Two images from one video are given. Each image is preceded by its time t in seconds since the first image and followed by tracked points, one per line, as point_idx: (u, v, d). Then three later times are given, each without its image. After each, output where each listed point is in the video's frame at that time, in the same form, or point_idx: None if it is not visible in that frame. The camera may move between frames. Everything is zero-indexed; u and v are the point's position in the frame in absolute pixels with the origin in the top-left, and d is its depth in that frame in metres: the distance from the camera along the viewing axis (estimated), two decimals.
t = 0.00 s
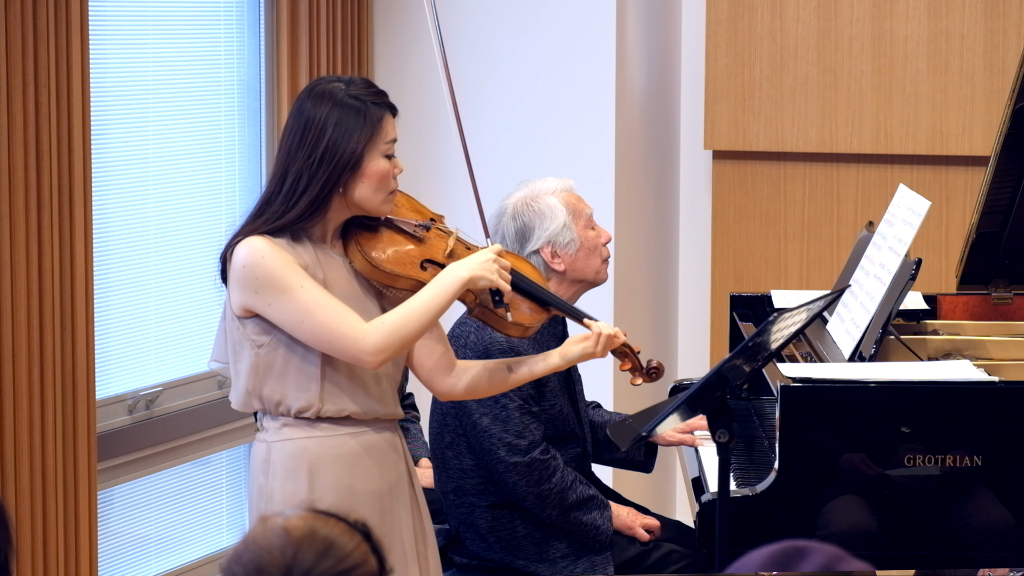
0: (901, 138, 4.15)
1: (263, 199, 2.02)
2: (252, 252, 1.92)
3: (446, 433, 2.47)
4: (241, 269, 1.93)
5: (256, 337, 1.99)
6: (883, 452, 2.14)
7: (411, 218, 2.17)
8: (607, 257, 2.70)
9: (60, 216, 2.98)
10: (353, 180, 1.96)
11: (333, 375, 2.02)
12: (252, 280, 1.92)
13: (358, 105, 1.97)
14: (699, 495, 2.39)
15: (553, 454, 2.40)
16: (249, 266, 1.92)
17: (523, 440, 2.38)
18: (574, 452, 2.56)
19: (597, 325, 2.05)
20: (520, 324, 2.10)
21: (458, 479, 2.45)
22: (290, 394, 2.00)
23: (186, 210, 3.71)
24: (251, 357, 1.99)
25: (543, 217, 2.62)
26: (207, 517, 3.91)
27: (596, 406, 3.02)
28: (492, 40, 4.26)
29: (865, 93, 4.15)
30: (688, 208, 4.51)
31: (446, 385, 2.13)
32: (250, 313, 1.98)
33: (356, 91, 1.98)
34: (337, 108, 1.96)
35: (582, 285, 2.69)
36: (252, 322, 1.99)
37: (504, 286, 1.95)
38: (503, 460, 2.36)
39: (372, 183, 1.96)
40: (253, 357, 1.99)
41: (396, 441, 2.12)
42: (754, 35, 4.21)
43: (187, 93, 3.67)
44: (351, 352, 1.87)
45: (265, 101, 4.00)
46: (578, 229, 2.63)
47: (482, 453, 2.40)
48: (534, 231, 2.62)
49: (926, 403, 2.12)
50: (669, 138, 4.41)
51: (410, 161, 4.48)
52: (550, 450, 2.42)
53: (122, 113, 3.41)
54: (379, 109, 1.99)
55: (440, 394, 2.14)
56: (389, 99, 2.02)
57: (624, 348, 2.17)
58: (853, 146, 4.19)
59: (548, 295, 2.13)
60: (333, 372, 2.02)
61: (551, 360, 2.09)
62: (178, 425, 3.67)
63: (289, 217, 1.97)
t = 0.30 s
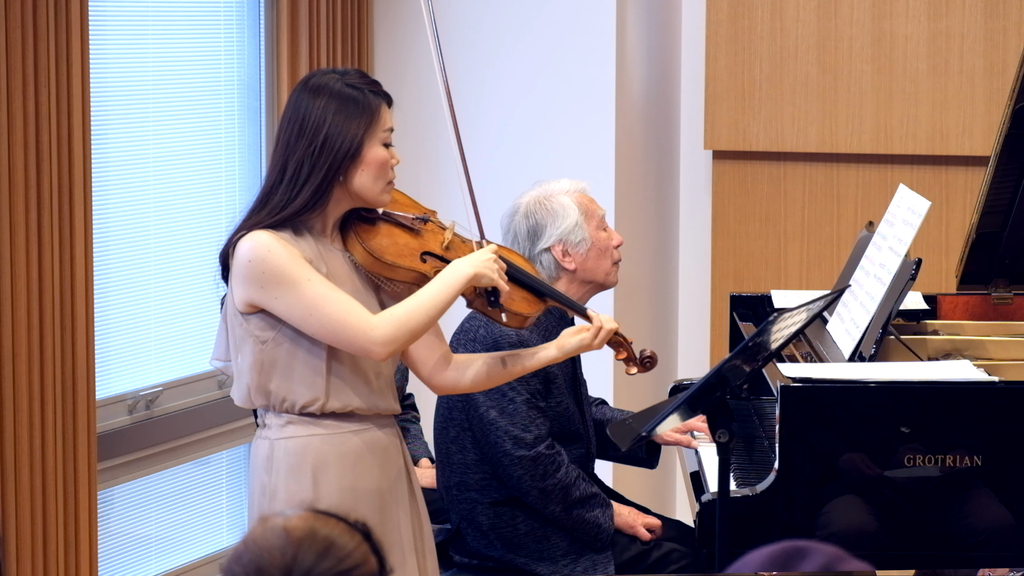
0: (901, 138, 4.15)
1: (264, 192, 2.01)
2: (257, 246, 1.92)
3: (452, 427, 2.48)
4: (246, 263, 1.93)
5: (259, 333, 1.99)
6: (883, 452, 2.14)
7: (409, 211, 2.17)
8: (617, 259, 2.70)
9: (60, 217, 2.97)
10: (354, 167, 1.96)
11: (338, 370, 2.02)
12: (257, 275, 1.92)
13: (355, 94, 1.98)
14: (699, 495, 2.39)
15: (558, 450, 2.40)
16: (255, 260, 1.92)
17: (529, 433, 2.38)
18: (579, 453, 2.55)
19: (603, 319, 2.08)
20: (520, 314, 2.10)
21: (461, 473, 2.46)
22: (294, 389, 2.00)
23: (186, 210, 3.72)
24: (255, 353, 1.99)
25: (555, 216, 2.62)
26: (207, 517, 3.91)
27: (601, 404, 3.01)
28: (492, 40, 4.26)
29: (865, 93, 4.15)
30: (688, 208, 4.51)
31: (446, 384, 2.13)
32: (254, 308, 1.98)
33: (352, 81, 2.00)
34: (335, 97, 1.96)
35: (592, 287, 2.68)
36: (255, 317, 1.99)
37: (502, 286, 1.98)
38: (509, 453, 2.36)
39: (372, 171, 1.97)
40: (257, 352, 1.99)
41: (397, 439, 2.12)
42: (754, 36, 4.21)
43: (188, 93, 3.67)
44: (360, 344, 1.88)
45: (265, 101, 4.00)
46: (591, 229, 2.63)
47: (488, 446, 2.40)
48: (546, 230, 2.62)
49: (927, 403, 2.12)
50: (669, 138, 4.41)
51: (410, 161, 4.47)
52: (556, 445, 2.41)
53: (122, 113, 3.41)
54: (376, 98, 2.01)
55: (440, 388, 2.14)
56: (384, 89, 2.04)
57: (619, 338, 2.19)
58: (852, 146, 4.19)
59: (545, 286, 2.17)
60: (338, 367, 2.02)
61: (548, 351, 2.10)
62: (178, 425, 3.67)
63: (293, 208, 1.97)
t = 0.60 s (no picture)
0: (901, 138, 4.14)
1: (264, 185, 2.01)
2: (258, 233, 1.92)
3: (457, 423, 2.48)
4: (247, 250, 1.93)
5: (261, 321, 1.99)
6: (883, 453, 2.14)
7: (407, 202, 2.18)
8: (630, 265, 2.70)
9: (60, 217, 2.97)
10: (352, 158, 1.96)
11: (338, 360, 2.02)
12: (259, 261, 1.92)
13: (353, 85, 1.98)
14: (699, 495, 2.39)
15: (564, 447, 2.40)
16: (256, 246, 1.92)
17: (536, 429, 2.37)
18: (583, 454, 2.56)
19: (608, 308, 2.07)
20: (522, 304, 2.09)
21: (464, 469, 2.46)
22: (294, 377, 2.00)
23: (186, 209, 3.71)
24: (255, 341, 1.98)
25: (571, 217, 2.61)
26: (207, 517, 3.91)
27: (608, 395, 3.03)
28: (492, 40, 4.26)
29: (865, 93, 4.14)
30: (688, 207, 4.51)
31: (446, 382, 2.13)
32: (256, 296, 1.98)
33: (351, 71, 1.99)
34: (332, 88, 1.96)
35: (603, 289, 2.69)
36: (257, 306, 1.99)
37: (516, 245, 1.96)
38: (515, 449, 2.36)
39: (371, 161, 1.97)
40: (258, 341, 1.98)
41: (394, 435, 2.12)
42: (754, 36, 4.21)
43: (187, 92, 3.67)
44: (368, 317, 1.87)
45: (265, 101, 4.00)
46: (605, 232, 2.63)
47: (494, 441, 2.40)
48: (560, 230, 2.62)
49: (927, 402, 2.12)
50: (669, 138, 4.41)
51: (409, 162, 4.47)
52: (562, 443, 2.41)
53: (122, 112, 3.41)
54: (375, 89, 2.00)
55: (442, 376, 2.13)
56: (382, 80, 2.04)
57: (623, 327, 2.20)
58: (852, 146, 4.18)
59: (548, 276, 2.14)
60: (338, 357, 2.02)
61: (552, 342, 2.10)
62: (177, 425, 3.66)
63: (295, 200, 1.97)
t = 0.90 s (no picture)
0: (901, 138, 4.14)
1: (264, 184, 2.02)
2: (252, 235, 1.92)
3: (458, 425, 2.48)
4: (241, 252, 1.93)
5: (256, 321, 1.99)
6: (883, 453, 2.14)
7: (412, 202, 2.20)
8: (627, 260, 2.69)
9: (60, 216, 2.97)
10: (351, 161, 1.96)
11: (332, 360, 2.01)
12: (251, 262, 1.92)
13: (355, 88, 1.97)
14: (699, 495, 2.39)
15: (564, 451, 2.40)
16: (249, 248, 1.92)
17: (536, 433, 2.37)
18: (582, 456, 2.56)
19: (617, 314, 2.07)
20: (527, 307, 2.10)
21: (464, 472, 2.46)
22: (288, 377, 2.00)
23: (186, 209, 3.71)
24: (250, 340, 2.00)
25: (564, 217, 2.62)
26: (207, 517, 3.91)
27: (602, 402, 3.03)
28: (492, 41, 4.26)
29: (865, 92, 4.15)
30: (688, 207, 4.51)
31: (449, 377, 2.13)
32: (251, 296, 1.98)
33: (354, 74, 1.99)
34: (333, 91, 1.96)
35: (601, 287, 2.67)
36: (252, 305, 1.99)
37: (506, 260, 1.93)
38: (516, 453, 2.36)
39: (370, 165, 1.97)
40: (252, 340, 1.99)
41: (393, 433, 2.12)
42: (754, 36, 4.21)
43: (187, 92, 3.67)
44: (350, 332, 1.86)
45: (265, 101, 4.00)
46: (599, 230, 2.63)
47: (494, 445, 2.40)
48: (555, 231, 2.62)
49: (927, 402, 2.12)
50: (669, 138, 4.41)
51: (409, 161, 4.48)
52: (561, 446, 2.41)
53: (121, 113, 3.41)
54: (377, 92, 1.99)
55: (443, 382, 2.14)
56: (387, 83, 2.03)
57: (635, 331, 2.22)
58: (852, 146, 4.19)
59: (556, 279, 2.18)
60: (332, 357, 2.01)
61: (560, 344, 2.09)
62: (177, 425, 3.66)
63: (290, 201, 1.97)
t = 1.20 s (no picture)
0: (901, 138, 4.14)
1: (263, 187, 2.02)
2: (249, 240, 1.92)
3: (450, 433, 2.46)
4: (238, 257, 1.93)
5: (255, 325, 1.99)
6: (883, 453, 2.14)
7: (415, 206, 2.17)
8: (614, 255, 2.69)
9: (60, 216, 2.97)
10: (350, 167, 1.96)
11: (331, 364, 2.01)
12: (248, 268, 1.92)
13: (356, 93, 1.96)
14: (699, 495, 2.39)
15: (557, 458, 2.39)
16: (246, 253, 1.92)
17: (527, 443, 2.37)
18: (577, 456, 2.55)
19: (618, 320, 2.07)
20: (529, 314, 2.09)
21: (460, 479, 2.45)
22: (287, 381, 2.00)
23: (186, 210, 3.71)
24: (249, 344, 2.00)
25: (548, 220, 2.61)
26: (207, 517, 3.91)
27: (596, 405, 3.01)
28: (492, 41, 4.26)
29: (865, 92, 4.15)
30: (688, 208, 4.51)
31: (450, 377, 2.13)
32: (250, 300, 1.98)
33: (356, 80, 1.98)
34: (334, 96, 1.95)
35: (590, 286, 2.68)
36: (251, 309, 1.99)
37: (499, 284, 1.94)
38: (508, 464, 2.35)
39: (370, 171, 1.96)
40: (251, 344, 1.99)
41: (394, 435, 2.12)
42: (754, 36, 4.21)
43: (187, 92, 3.67)
44: (340, 342, 1.87)
45: (265, 101, 4.00)
46: (584, 230, 2.62)
47: (486, 455, 2.39)
48: (540, 234, 2.62)
49: (927, 403, 2.12)
50: (670, 138, 4.41)
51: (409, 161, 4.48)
52: (554, 453, 2.41)
53: (121, 113, 3.41)
54: (379, 98, 1.98)
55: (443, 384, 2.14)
56: (389, 89, 2.02)
57: (639, 340, 2.20)
58: (853, 146, 4.18)
59: (557, 285, 2.17)
60: (331, 361, 2.01)
61: (560, 350, 2.09)
62: (177, 425, 3.67)
63: (289, 206, 1.97)
